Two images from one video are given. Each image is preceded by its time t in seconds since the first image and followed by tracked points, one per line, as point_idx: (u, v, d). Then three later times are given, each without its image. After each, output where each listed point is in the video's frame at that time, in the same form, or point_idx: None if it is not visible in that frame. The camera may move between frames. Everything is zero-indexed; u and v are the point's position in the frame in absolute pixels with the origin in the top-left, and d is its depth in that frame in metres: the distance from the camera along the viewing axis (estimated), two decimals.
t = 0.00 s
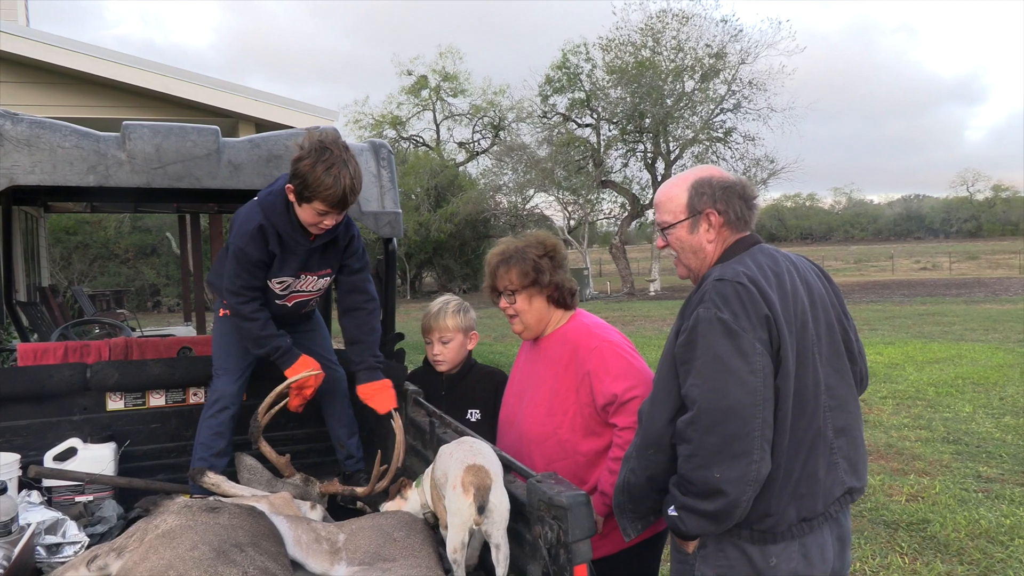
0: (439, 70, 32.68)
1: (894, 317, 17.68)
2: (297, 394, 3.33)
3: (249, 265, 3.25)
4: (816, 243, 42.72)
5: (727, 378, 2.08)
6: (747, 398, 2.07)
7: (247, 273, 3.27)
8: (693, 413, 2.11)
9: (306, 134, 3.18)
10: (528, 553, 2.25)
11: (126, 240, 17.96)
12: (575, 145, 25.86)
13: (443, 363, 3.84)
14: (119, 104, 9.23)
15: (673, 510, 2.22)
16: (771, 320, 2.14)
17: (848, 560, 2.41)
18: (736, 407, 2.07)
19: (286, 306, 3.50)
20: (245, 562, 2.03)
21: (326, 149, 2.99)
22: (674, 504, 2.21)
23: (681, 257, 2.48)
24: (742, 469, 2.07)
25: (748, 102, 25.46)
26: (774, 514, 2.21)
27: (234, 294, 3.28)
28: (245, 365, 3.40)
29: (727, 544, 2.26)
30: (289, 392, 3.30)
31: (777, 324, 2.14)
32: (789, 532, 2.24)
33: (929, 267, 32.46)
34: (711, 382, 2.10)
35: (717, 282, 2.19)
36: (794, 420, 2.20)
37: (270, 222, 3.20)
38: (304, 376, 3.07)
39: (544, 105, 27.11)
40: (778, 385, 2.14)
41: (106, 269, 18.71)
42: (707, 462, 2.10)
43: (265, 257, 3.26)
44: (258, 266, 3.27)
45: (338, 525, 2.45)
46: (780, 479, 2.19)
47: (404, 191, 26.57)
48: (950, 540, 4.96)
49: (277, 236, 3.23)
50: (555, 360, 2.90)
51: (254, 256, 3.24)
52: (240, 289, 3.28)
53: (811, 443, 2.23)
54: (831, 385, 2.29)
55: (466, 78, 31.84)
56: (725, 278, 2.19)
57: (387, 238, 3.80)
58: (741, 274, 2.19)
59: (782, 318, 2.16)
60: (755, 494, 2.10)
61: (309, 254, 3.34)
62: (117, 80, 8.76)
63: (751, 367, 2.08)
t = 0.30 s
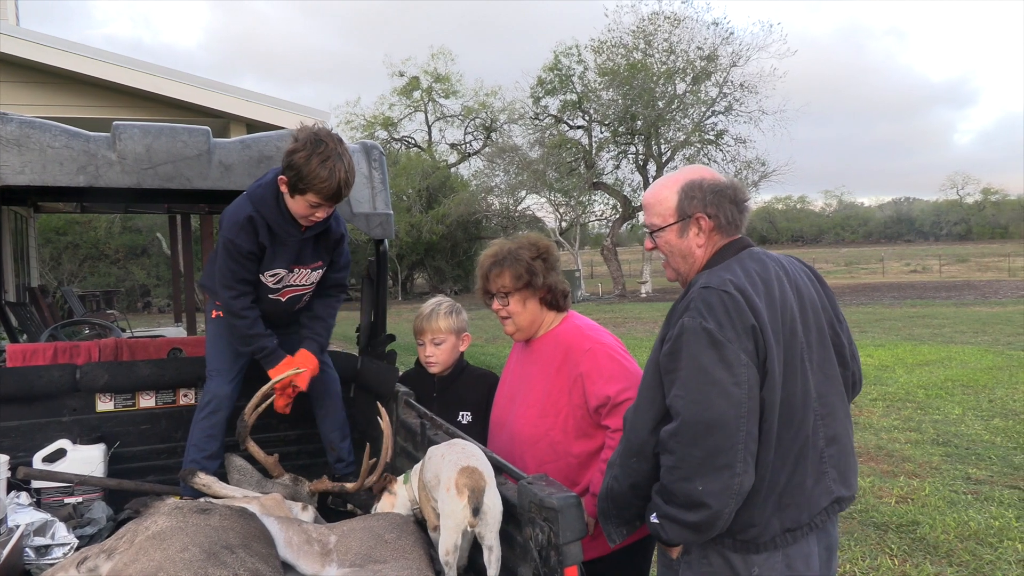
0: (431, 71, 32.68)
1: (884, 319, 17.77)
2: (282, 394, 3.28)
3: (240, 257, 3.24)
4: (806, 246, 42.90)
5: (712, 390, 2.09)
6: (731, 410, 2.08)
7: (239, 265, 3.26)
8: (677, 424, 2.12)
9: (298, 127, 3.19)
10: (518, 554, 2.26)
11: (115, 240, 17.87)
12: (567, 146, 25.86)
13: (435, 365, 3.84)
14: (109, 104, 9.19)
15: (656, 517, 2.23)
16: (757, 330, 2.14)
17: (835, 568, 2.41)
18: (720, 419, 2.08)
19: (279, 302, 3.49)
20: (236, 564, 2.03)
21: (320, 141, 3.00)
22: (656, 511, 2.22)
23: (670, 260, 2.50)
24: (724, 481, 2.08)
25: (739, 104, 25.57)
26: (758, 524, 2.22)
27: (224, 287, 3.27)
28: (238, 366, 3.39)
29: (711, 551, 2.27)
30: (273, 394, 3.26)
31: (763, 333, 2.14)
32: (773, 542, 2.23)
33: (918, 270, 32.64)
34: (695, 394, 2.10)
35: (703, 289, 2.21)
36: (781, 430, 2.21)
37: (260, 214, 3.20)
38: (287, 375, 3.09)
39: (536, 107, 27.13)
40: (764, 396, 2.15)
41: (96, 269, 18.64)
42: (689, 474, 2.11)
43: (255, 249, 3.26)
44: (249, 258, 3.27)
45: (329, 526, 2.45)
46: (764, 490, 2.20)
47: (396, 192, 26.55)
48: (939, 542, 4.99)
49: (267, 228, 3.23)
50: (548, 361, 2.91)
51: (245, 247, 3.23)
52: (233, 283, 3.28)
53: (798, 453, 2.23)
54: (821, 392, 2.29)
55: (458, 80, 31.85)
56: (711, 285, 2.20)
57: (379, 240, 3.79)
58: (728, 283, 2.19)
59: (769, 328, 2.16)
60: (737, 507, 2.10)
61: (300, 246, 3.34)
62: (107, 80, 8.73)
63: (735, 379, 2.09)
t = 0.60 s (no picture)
0: (430, 71, 32.70)
1: (883, 320, 17.77)
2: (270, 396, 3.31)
3: (234, 253, 3.24)
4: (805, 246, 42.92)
5: (700, 403, 2.08)
6: (722, 423, 2.07)
7: (233, 262, 3.26)
8: (668, 439, 2.12)
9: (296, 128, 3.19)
10: (517, 554, 2.27)
11: (115, 240, 17.88)
12: (566, 147, 25.83)
13: (435, 365, 3.85)
14: (108, 104, 9.20)
15: (658, 530, 2.23)
16: (746, 339, 2.13)
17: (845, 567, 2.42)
18: (711, 432, 2.07)
19: (271, 300, 3.49)
20: (236, 563, 2.03)
21: (317, 143, 3.01)
22: (658, 525, 2.22)
23: (658, 263, 2.51)
24: (720, 496, 2.08)
25: (738, 104, 25.59)
26: (762, 533, 2.23)
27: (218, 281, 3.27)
28: (233, 367, 3.39)
29: (716, 559, 2.28)
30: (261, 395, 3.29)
31: (753, 342, 2.13)
32: (780, 549, 2.24)
33: (917, 270, 32.68)
34: (685, 408, 2.09)
35: (689, 299, 2.19)
36: (778, 435, 2.21)
37: (254, 210, 3.21)
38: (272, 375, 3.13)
39: (535, 107, 27.14)
40: (757, 404, 2.14)
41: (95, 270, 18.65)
42: (686, 489, 2.11)
43: (249, 245, 3.26)
44: (243, 255, 3.26)
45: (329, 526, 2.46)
46: (765, 500, 2.20)
47: (395, 193, 26.57)
48: (938, 542, 5.00)
49: (261, 225, 3.24)
50: (547, 361, 2.92)
51: (238, 243, 3.22)
52: (228, 280, 3.28)
53: (798, 457, 2.24)
54: (820, 392, 2.29)
55: (456, 80, 31.87)
56: (697, 294, 2.19)
57: (378, 240, 3.80)
58: (714, 291, 2.18)
59: (758, 334, 2.15)
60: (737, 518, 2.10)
61: (293, 244, 3.35)
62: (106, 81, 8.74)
63: (725, 390, 2.08)
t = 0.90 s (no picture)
0: (433, 72, 32.73)
1: (886, 320, 17.76)
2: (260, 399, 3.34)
3: (226, 260, 3.28)
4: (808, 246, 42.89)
5: (731, 402, 2.08)
6: (752, 423, 2.07)
7: (227, 268, 3.30)
8: (696, 438, 2.12)
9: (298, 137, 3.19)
10: (521, 553, 2.27)
11: (118, 241, 17.93)
12: (569, 147, 25.53)
13: (438, 363, 3.85)
14: (111, 104, 9.22)
15: (678, 530, 2.23)
16: (778, 338, 2.13)
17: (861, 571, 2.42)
18: (740, 432, 2.07)
19: (265, 305, 3.50)
20: (240, 562, 2.03)
21: (314, 156, 3.00)
22: (679, 524, 2.22)
23: (684, 259, 2.49)
24: (747, 495, 2.08)
25: (741, 104, 25.58)
26: (784, 534, 2.22)
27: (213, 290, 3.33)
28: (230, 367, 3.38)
29: (734, 560, 2.28)
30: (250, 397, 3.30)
31: (784, 342, 2.13)
32: (801, 550, 2.23)
33: (920, 270, 32.63)
34: (715, 407, 2.09)
35: (720, 297, 2.19)
36: (806, 436, 2.20)
37: (247, 218, 3.24)
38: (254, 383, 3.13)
39: (538, 107, 27.16)
40: (786, 404, 2.14)
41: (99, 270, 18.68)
42: (712, 488, 2.11)
43: (242, 252, 3.29)
44: (236, 262, 3.30)
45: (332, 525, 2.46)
46: (790, 501, 2.20)
47: (398, 193, 26.60)
48: (941, 542, 4.99)
49: (253, 232, 3.26)
50: (549, 361, 2.91)
51: (230, 250, 3.26)
52: (220, 285, 3.32)
53: (822, 460, 2.23)
54: (844, 395, 2.28)
55: (459, 81, 31.90)
56: (727, 293, 2.18)
57: (380, 240, 3.80)
58: (746, 289, 2.18)
59: (790, 335, 2.15)
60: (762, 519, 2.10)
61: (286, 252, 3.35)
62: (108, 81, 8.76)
63: (756, 390, 2.08)
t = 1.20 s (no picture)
0: (433, 71, 32.73)
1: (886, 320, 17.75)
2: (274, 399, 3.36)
3: (214, 263, 3.28)
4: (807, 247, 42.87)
5: (780, 388, 2.06)
6: (800, 410, 2.05)
7: (217, 271, 3.30)
8: (743, 424, 2.09)
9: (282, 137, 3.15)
10: (520, 554, 2.26)
11: (118, 240, 17.93)
12: (568, 147, 25.84)
13: (436, 362, 3.85)
14: (110, 104, 9.21)
15: (717, 522, 2.21)
16: (824, 328, 2.13)
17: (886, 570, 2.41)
18: (789, 418, 2.05)
19: (259, 308, 3.49)
20: (238, 562, 2.03)
21: (283, 159, 2.95)
22: (717, 515, 2.20)
23: (718, 251, 2.44)
24: (793, 483, 2.05)
25: (740, 104, 25.58)
26: (822, 527, 2.20)
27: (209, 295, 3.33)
28: (228, 366, 3.40)
29: (768, 556, 2.24)
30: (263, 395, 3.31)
31: (830, 332, 2.13)
32: (836, 545, 2.22)
33: (919, 270, 32.61)
34: (763, 393, 2.07)
35: (766, 286, 2.17)
36: (848, 430, 2.19)
37: (229, 221, 3.23)
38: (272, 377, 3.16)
39: (537, 107, 27.16)
40: (830, 394, 2.13)
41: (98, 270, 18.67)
42: (757, 475, 2.09)
43: (228, 254, 3.28)
44: (225, 265, 3.30)
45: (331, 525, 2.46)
46: (830, 494, 2.18)
47: (397, 193, 26.61)
48: (940, 542, 4.98)
49: (237, 235, 3.25)
50: (547, 362, 2.91)
51: (217, 253, 3.26)
52: (215, 288, 3.32)
53: (859, 455, 2.22)
54: (877, 392, 2.28)
55: (459, 81, 31.91)
56: (775, 281, 2.17)
57: (380, 240, 3.79)
58: (793, 278, 2.17)
59: (835, 325, 2.15)
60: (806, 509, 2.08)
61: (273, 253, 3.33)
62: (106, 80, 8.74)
63: (804, 376, 2.07)
